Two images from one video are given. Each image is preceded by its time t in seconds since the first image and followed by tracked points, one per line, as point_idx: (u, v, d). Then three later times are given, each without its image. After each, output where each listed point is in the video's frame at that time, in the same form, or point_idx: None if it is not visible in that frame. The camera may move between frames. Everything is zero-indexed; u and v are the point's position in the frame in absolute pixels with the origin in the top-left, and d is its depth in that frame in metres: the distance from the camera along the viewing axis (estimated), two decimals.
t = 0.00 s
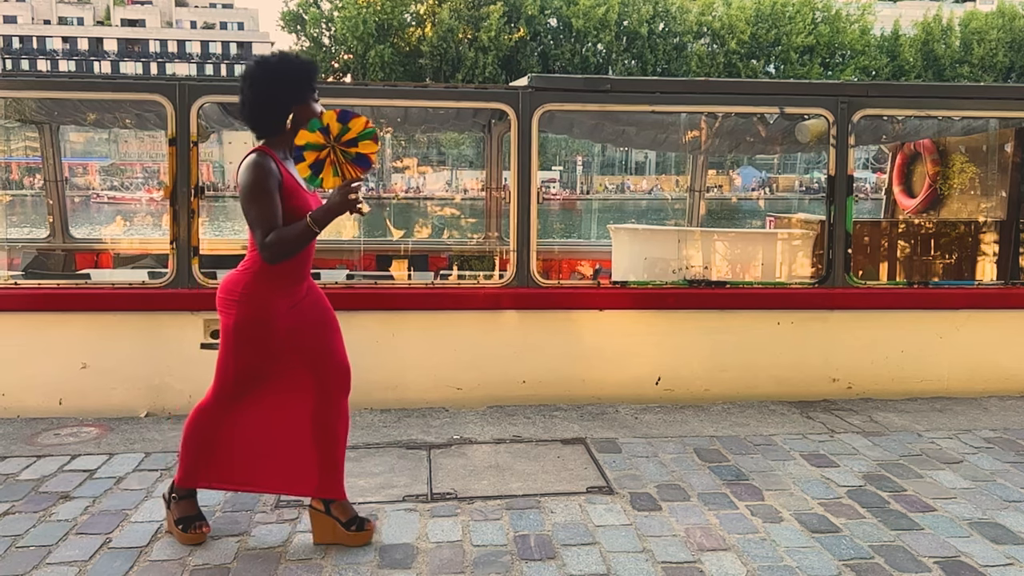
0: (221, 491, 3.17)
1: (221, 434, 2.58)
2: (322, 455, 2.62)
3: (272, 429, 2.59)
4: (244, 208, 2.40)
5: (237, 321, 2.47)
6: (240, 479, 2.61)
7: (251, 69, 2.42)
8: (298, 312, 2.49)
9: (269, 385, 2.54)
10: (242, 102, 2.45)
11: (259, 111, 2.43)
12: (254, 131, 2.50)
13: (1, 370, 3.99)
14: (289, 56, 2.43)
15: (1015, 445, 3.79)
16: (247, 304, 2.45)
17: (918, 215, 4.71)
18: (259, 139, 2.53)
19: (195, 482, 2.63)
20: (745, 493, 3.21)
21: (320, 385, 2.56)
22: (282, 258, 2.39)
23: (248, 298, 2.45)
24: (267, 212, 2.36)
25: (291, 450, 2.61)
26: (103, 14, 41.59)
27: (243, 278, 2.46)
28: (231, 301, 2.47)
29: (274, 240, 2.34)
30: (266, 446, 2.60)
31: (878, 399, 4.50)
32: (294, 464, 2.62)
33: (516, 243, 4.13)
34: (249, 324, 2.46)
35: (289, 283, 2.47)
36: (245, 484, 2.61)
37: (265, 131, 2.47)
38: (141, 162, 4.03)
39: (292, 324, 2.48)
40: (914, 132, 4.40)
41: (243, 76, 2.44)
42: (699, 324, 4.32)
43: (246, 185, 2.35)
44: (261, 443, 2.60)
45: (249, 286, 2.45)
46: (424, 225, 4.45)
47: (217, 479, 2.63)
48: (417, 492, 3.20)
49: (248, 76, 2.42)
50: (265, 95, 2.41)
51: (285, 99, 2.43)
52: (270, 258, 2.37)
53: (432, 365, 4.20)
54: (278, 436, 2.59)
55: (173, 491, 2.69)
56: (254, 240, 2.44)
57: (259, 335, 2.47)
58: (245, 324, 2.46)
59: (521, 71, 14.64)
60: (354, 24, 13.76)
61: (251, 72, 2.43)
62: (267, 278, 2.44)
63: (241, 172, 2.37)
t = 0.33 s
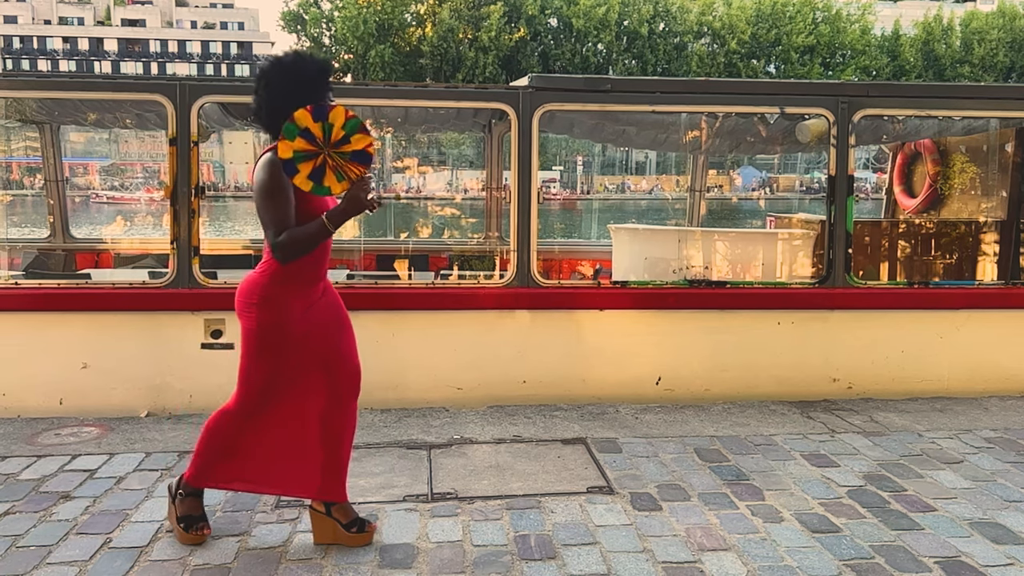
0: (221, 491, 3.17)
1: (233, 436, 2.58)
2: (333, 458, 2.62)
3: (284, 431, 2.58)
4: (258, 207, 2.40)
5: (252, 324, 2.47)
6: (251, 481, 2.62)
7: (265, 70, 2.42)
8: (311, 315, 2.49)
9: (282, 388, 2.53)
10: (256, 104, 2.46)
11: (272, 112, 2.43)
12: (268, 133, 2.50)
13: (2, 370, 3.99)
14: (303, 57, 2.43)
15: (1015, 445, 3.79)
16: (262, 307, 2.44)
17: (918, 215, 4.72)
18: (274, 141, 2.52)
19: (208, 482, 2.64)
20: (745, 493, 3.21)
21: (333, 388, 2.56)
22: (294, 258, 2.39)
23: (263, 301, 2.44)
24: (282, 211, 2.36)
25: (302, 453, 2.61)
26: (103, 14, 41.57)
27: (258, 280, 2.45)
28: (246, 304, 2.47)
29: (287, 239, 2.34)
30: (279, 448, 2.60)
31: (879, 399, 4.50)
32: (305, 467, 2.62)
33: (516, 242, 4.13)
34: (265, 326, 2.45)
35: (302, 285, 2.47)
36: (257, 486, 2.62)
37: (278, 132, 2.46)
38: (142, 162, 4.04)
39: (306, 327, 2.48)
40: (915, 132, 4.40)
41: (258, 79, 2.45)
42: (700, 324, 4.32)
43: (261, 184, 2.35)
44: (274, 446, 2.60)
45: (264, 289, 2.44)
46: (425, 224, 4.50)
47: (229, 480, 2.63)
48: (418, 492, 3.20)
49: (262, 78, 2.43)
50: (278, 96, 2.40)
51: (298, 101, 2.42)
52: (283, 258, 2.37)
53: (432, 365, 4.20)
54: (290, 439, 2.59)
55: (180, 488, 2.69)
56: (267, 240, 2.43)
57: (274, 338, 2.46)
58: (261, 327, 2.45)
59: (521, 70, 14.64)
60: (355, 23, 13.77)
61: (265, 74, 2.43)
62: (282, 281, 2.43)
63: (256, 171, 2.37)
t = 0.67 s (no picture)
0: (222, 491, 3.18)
1: (244, 438, 2.54)
2: (336, 463, 2.62)
3: (292, 436, 2.57)
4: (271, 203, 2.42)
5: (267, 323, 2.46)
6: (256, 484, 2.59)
7: (280, 69, 2.42)
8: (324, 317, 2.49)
9: (296, 391, 2.50)
10: (270, 102, 2.45)
11: (286, 111, 2.43)
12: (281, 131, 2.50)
13: (2, 370, 4.00)
14: (318, 57, 2.43)
15: (1016, 445, 3.79)
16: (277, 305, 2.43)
17: (919, 215, 4.73)
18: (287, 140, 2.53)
19: (222, 483, 2.62)
20: (746, 493, 3.21)
21: (341, 390, 2.57)
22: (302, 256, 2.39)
23: (279, 300, 2.43)
24: (293, 209, 2.38)
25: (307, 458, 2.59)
26: (103, 14, 41.56)
27: (274, 280, 2.44)
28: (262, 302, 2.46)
29: (295, 237, 2.35)
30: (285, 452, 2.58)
31: (880, 399, 4.50)
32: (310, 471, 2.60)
33: (516, 243, 4.13)
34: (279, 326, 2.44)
35: (315, 286, 2.47)
36: (262, 489, 2.60)
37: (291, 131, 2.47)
38: (142, 162, 4.05)
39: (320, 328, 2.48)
40: (915, 132, 4.39)
41: (272, 76, 2.44)
42: (700, 324, 4.32)
43: (273, 180, 2.37)
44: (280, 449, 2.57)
45: (280, 288, 2.43)
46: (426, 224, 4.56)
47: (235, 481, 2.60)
48: (418, 491, 3.20)
49: (276, 76, 2.42)
50: (293, 95, 2.41)
51: (312, 101, 2.42)
52: (291, 254, 2.38)
53: (433, 365, 4.20)
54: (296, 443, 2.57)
55: (196, 485, 2.66)
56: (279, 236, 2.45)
57: (288, 337, 2.44)
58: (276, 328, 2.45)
59: (522, 70, 14.63)
60: (355, 23, 13.78)
61: (279, 72, 2.43)
62: (298, 280, 2.44)
63: (269, 168, 2.39)
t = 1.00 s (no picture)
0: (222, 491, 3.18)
1: (265, 438, 2.55)
2: (345, 463, 2.63)
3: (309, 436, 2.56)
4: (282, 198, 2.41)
5: (282, 320, 2.47)
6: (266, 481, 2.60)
7: (296, 65, 2.41)
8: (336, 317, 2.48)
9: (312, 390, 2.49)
10: (284, 98, 2.45)
11: (301, 107, 2.43)
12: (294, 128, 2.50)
13: (2, 370, 4.00)
14: (335, 55, 2.43)
15: (1017, 445, 3.79)
16: (292, 302, 2.44)
17: (920, 215, 4.73)
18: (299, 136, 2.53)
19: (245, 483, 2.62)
20: (746, 493, 3.21)
21: (353, 389, 2.58)
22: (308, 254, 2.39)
23: (294, 298, 2.43)
24: (303, 206, 2.36)
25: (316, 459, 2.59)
26: (103, 14, 41.55)
27: (290, 277, 2.44)
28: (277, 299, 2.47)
29: (303, 235, 2.34)
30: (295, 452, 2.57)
31: (880, 399, 4.50)
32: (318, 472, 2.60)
33: (517, 243, 4.13)
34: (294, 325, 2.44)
35: (325, 286, 2.46)
36: (279, 488, 2.61)
37: (305, 128, 2.47)
38: (142, 162, 4.06)
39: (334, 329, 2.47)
40: (916, 131, 4.39)
41: (286, 72, 2.43)
42: (701, 324, 4.31)
43: (286, 177, 2.36)
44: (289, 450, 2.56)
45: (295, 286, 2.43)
46: (426, 224, 4.56)
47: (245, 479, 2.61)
48: (419, 491, 3.20)
49: (292, 73, 2.42)
50: (309, 93, 2.41)
51: (327, 100, 2.43)
52: (298, 252, 2.37)
53: (433, 365, 4.20)
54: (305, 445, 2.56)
55: (221, 482, 2.66)
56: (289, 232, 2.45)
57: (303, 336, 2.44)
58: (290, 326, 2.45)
59: (522, 70, 14.63)
60: (356, 23, 13.79)
61: (295, 68, 2.42)
62: (312, 277, 2.43)
63: (281, 163, 2.37)
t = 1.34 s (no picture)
0: (223, 491, 3.18)
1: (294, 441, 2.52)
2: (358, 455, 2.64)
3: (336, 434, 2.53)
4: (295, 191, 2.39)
5: (297, 315, 2.45)
6: (279, 480, 2.57)
7: (319, 60, 2.41)
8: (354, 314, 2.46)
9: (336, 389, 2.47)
10: (302, 92, 2.44)
11: (318, 105, 2.43)
12: (308, 123, 2.50)
13: (3, 370, 4.00)
14: (358, 54, 2.44)
15: (1018, 445, 3.78)
16: (306, 297, 2.41)
17: (920, 215, 4.73)
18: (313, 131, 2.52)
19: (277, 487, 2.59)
20: (747, 493, 3.21)
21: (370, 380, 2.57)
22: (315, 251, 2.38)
23: (308, 293, 2.41)
24: (313, 202, 2.34)
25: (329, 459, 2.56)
26: (104, 13, 41.57)
27: (306, 272, 2.41)
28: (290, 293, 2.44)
29: (311, 233, 2.33)
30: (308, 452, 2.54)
31: (880, 398, 4.50)
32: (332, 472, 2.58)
33: (517, 243, 4.13)
34: (310, 320, 2.43)
35: (338, 284, 2.44)
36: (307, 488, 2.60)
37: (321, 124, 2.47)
38: (143, 162, 4.07)
39: (350, 326, 2.44)
40: (917, 131, 4.38)
41: (307, 66, 2.42)
42: (702, 324, 4.31)
43: (299, 171, 2.34)
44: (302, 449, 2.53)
45: (310, 282, 2.41)
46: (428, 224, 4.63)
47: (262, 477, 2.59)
48: (419, 491, 3.20)
49: (313, 67, 2.41)
50: (330, 90, 2.41)
51: (348, 99, 2.44)
52: (307, 248, 2.36)
53: (434, 365, 4.20)
54: (318, 446, 2.51)
55: (258, 484, 2.61)
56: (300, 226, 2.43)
57: (319, 331, 2.42)
58: (306, 321, 2.43)
59: (523, 70, 14.63)
60: (357, 23, 13.80)
61: (316, 62, 2.42)
62: (327, 273, 2.42)
63: (295, 157, 2.36)
